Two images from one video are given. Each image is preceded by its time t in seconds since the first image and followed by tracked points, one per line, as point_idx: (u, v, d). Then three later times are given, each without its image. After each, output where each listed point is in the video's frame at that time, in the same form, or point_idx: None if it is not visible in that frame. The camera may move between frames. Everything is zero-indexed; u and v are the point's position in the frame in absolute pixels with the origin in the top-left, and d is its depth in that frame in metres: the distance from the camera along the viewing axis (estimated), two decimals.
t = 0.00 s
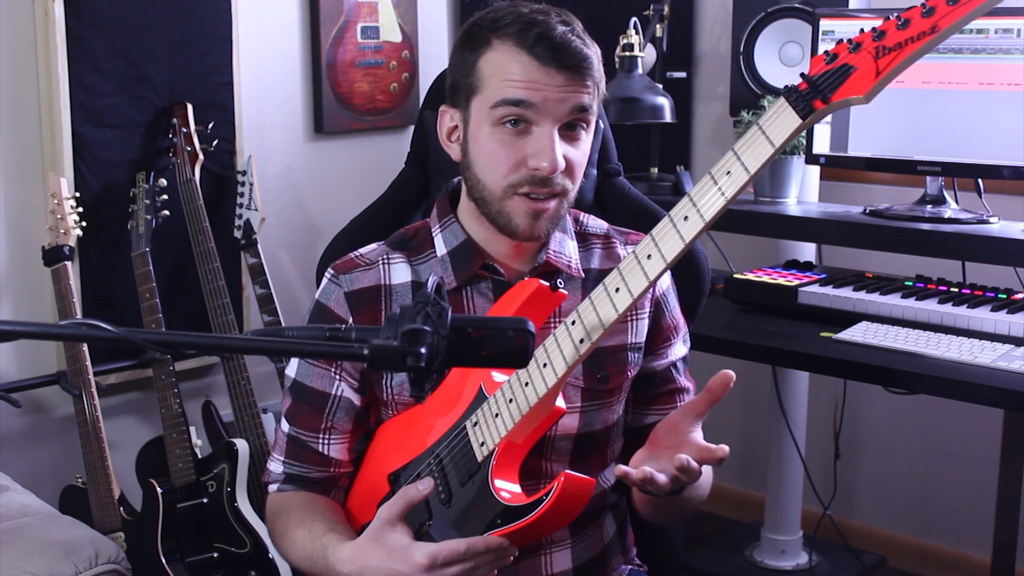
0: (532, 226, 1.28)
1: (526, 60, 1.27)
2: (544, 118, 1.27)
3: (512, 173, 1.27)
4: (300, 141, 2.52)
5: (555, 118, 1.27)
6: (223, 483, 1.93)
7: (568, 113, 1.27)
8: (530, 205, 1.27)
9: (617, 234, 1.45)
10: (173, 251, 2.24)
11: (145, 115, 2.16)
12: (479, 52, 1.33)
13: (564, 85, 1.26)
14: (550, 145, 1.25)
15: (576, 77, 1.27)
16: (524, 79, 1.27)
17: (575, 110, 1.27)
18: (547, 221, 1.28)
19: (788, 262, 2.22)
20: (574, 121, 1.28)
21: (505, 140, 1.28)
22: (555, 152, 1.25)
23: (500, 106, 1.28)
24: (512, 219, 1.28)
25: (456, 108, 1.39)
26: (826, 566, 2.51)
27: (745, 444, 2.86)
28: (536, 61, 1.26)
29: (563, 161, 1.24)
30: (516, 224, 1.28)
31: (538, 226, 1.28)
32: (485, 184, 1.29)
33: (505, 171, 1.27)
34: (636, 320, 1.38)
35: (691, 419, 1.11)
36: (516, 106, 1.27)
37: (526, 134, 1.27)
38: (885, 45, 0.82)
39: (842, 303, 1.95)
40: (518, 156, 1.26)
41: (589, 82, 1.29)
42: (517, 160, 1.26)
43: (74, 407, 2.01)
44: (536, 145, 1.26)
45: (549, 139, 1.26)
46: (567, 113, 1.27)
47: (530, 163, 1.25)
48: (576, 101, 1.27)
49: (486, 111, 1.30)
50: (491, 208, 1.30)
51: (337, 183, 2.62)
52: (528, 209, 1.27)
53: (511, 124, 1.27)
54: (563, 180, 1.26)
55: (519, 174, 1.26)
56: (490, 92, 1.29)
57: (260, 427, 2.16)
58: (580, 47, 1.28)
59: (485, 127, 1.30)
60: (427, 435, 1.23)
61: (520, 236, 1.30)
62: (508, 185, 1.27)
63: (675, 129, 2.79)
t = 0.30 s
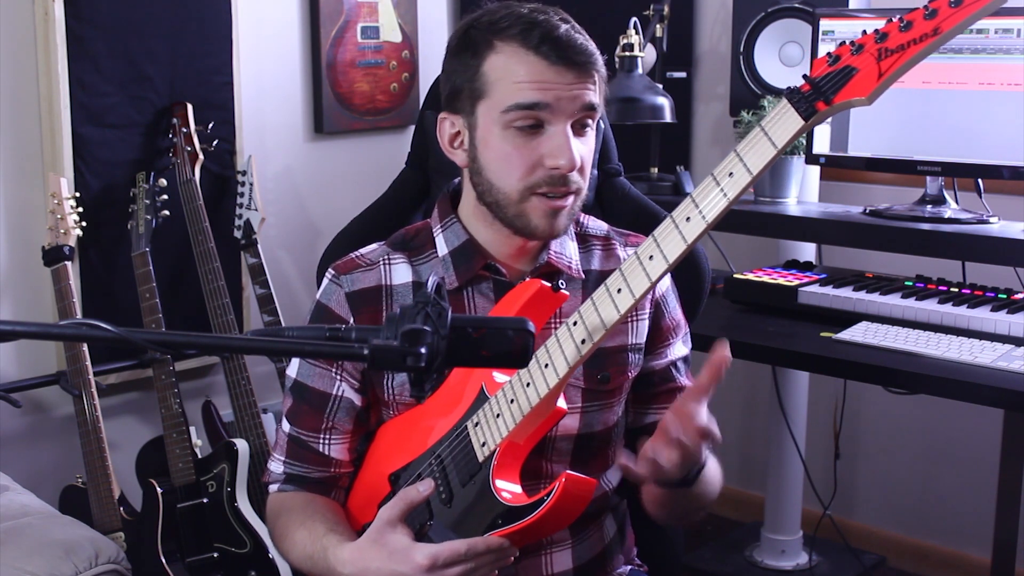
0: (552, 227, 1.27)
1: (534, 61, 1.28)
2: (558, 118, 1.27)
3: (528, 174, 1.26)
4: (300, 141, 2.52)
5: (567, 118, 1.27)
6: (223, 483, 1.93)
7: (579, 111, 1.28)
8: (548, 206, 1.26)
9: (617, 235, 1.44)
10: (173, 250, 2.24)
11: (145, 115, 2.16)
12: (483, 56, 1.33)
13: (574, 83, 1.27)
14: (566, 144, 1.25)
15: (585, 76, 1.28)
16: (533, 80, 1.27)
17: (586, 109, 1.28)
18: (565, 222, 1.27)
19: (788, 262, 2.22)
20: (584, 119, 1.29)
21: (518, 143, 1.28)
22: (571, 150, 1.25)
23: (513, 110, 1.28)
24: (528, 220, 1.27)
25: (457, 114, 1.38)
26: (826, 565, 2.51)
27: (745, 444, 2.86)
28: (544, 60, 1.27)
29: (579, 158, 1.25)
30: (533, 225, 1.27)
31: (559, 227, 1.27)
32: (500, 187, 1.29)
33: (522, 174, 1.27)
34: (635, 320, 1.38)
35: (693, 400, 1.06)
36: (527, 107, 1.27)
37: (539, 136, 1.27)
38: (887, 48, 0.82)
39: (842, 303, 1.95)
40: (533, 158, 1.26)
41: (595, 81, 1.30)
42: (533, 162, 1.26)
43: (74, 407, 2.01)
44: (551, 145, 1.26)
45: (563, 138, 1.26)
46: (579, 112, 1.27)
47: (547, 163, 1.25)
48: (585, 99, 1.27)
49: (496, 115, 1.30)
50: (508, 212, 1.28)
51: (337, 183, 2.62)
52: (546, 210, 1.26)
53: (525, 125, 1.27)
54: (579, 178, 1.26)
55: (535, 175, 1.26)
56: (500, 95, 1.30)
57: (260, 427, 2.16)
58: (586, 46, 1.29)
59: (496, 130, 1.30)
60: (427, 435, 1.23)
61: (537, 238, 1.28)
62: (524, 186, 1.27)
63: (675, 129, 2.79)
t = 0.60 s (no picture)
0: (556, 220, 1.26)
1: (535, 55, 1.28)
2: (560, 111, 1.27)
3: (533, 168, 1.26)
4: (300, 141, 2.52)
5: (569, 110, 1.27)
6: (223, 483, 1.93)
7: (580, 104, 1.28)
8: (554, 199, 1.26)
9: (617, 233, 1.44)
10: (173, 250, 2.24)
11: (145, 115, 2.16)
12: (483, 51, 1.33)
13: (574, 74, 1.27)
14: (569, 137, 1.25)
15: (585, 68, 1.28)
16: (535, 73, 1.27)
17: (586, 101, 1.28)
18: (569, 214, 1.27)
19: (788, 262, 2.22)
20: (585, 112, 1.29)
21: (520, 136, 1.28)
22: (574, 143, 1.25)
23: (515, 104, 1.28)
24: (533, 214, 1.27)
25: (455, 110, 1.38)
26: (826, 566, 2.51)
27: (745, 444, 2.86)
28: (544, 53, 1.27)
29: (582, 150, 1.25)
30: (539, 218, 1.27)
31: (563, 219, 1.27)
32: (505, 182, 1.28)
33: (526, 168, 1.27)
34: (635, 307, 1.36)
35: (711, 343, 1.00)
36: (529, 100, 1.27)
37: (542, 128, 1.27)
38: (898, 54, 0.82)
39: (842, 303, 1.95)
40: (536, 151, 1.26)
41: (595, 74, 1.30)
42: (536, 155, 1.26)
43: (74, 407, 2.01)
44: (553, 138, 1.26)
45: (567, 131, 1.26)
46: (580, 105, 1.28)
47: (550, 156, 1.25)
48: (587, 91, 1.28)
49: (498, 110, 1.30)
50: (512, 205, 1.28)
51: (337, 183, 2.62)
52: (552, 203, 1.26)
53: (527, 118, 1.27)
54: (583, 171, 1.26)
55: (539, 169, 1.26)
56: (501, 90, 1.30)
57: (260, 427, 2.16)
58: (585, 38, 1.30)
59: (499, 125, 1.30)
60: (432, 436, 1.23)
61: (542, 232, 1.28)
62: (529, 180, 1.27)
63: (675, 129, 2.79)
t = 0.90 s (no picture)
0: (555, 220, 1.26)
1: (531, 54, 1.28)
2: (557, 111, 1.27)
3: (531, 168, 1.27)
4: (300, 141, 2.52)
5: (567, 110, 1.27)
6: (223, 483, 1.93)
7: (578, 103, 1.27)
8: (552, 199, 1.26)
9: (618, 233, 1.45)
10: (173, 250, 2.24)
11: (145, 115, 2.16)
12: (481, 50, 1.33)
13: (572, 74, 1.27)
14: (566, 137, 1.26)
15: (583, 67, 1.28)
16: (531, 73, 1.27)
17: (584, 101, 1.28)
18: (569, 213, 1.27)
19: (788, 262, 2.22)
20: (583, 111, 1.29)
21: (518, 136, 1.28)
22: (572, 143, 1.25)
23: (512, 104, 1.28)
24: (532, 214, 1.27)
25: (454, 110, 1.39)
26: (826, 566, 2.51)
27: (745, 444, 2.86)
28: (540, 52, 1.27)
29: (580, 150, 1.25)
30: (537, 219, 1.27)
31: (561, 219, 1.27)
32: (504, 182, 1.29)
33: (525, 168, 1.27)
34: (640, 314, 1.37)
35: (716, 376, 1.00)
36: (526, 100, 1.27)
37: (540, 128, 1.27)
38: (906, 62, 0.82)
39: (842, 304, 1.95)
40: (535, 151, 1.27)
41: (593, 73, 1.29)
42: (535, 155, 1.27)
43: (74, 407, 2.01)
44: (551, 138, 1.26)
45: (564, 131, 1.26)
46: (577, 104, 1.27)
47: (548, 156, 1.25)
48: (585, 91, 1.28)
49: (495, 110, 1.30)
50: (511, 206, 1.28)
51: (337, 183, 2.62)
52: (550, 203, 1.26)
53: (525, 118, 1.27)
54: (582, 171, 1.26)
55: (538, 169, 1.26)
56: (499, 90, 1.30)
57: (260, 427, 2.16)
58: (583, 37, 1.29)
59: (497, 125, 1.30)
60: (433, 438, 1.23)
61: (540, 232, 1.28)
62: (527, 181, 1.27)
63: (675, 128, 2.79)
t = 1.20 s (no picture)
0: (545, 225, 1.28)
1: (533, 60, 1.27)
2: (555, 118, 1.26)
3: (525, 174, 1.27)
4: (300, 141, 2.52)
5: (564, 119, 1.27)
6: (223, 483, 1.93)
7: (576, 113, 1.27)
8: (544, 206, 1.27)
9: (619, 235, 1.45)
10: (173, 250, 2.24)
11: (145, 115, 2.16)
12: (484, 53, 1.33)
13: (572, 83, 1.26)
14: (561, 145, 1.25)
15: (584, 77, 1.27)
16: (531, 80, 1.27)
17: (583, 110, 1.27)
18: (560, 220, 1.28)
19: (788, 262, 2.22)
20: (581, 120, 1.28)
21: (516, 141, 1.28)
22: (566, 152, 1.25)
23: (511, 109, 1.27)
24: (524, 218, 1.28)
25: (460, 109, 1.39)
26: (826, 566, 2.51)
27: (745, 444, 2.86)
28: (543, 60, 1.27)
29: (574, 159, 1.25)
30: (528, 223, 1.28)
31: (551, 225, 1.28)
32: (497, 186, 1.29)
33: (519, 174, 1.27)
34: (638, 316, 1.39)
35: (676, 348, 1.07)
36: (525, 108, 1.27)
37: (537, 135, 1.27)
38: (896, 55, 0.82)
39: (842, 303, 1.95)
40: (530, 157, 1.26)
41: (594, 82, 1.29)
42: (529, 162, 1.26)
43: (74, 407, 2.01)
44: (547, 146, 1.26)
45: (560, 139, 1.26)
46: (575, 113, 1.27)
47: (542, 164, 1.25)
48: (584, 101, 1.27)
49: (494, 114, 1.30)
50: (503, 209, 1.30)
51: (337, 183, 2.62)
52: (541, 210, 1.27)
53: (521, 124, 1.27)
54: (575, 179, 1.26)
55: (531, 175, 1.26)
56: (499, 94, 1.29)
57: (260, 427, 2.16)
58: (586, 45, 1.28)
59: (495, 129, 1.30)
60: (430, 436, 1.23)
61: (531, 236, 1.29)
62: (521, 186, 1.27)
63: (675, 129, 2.79)
